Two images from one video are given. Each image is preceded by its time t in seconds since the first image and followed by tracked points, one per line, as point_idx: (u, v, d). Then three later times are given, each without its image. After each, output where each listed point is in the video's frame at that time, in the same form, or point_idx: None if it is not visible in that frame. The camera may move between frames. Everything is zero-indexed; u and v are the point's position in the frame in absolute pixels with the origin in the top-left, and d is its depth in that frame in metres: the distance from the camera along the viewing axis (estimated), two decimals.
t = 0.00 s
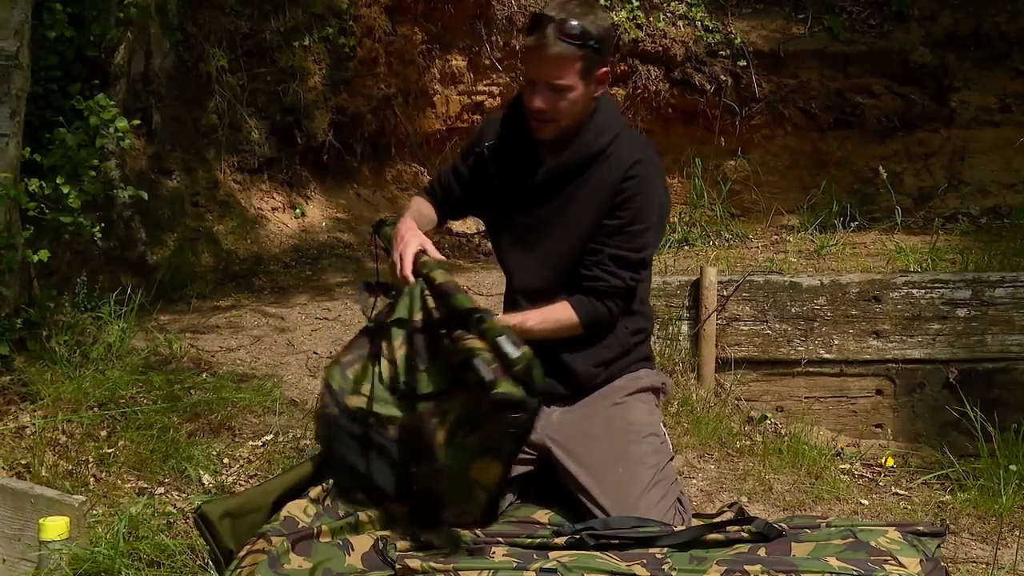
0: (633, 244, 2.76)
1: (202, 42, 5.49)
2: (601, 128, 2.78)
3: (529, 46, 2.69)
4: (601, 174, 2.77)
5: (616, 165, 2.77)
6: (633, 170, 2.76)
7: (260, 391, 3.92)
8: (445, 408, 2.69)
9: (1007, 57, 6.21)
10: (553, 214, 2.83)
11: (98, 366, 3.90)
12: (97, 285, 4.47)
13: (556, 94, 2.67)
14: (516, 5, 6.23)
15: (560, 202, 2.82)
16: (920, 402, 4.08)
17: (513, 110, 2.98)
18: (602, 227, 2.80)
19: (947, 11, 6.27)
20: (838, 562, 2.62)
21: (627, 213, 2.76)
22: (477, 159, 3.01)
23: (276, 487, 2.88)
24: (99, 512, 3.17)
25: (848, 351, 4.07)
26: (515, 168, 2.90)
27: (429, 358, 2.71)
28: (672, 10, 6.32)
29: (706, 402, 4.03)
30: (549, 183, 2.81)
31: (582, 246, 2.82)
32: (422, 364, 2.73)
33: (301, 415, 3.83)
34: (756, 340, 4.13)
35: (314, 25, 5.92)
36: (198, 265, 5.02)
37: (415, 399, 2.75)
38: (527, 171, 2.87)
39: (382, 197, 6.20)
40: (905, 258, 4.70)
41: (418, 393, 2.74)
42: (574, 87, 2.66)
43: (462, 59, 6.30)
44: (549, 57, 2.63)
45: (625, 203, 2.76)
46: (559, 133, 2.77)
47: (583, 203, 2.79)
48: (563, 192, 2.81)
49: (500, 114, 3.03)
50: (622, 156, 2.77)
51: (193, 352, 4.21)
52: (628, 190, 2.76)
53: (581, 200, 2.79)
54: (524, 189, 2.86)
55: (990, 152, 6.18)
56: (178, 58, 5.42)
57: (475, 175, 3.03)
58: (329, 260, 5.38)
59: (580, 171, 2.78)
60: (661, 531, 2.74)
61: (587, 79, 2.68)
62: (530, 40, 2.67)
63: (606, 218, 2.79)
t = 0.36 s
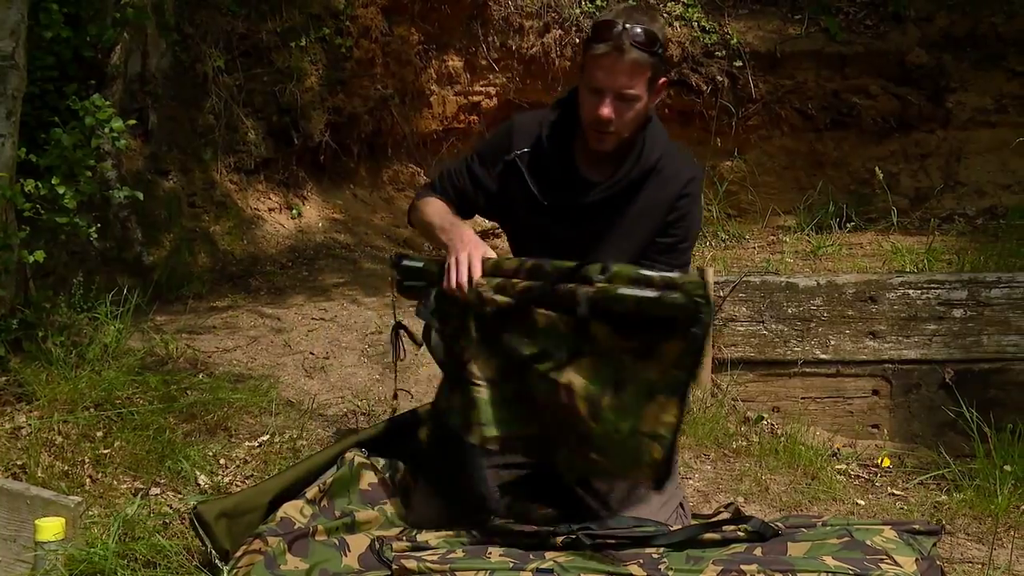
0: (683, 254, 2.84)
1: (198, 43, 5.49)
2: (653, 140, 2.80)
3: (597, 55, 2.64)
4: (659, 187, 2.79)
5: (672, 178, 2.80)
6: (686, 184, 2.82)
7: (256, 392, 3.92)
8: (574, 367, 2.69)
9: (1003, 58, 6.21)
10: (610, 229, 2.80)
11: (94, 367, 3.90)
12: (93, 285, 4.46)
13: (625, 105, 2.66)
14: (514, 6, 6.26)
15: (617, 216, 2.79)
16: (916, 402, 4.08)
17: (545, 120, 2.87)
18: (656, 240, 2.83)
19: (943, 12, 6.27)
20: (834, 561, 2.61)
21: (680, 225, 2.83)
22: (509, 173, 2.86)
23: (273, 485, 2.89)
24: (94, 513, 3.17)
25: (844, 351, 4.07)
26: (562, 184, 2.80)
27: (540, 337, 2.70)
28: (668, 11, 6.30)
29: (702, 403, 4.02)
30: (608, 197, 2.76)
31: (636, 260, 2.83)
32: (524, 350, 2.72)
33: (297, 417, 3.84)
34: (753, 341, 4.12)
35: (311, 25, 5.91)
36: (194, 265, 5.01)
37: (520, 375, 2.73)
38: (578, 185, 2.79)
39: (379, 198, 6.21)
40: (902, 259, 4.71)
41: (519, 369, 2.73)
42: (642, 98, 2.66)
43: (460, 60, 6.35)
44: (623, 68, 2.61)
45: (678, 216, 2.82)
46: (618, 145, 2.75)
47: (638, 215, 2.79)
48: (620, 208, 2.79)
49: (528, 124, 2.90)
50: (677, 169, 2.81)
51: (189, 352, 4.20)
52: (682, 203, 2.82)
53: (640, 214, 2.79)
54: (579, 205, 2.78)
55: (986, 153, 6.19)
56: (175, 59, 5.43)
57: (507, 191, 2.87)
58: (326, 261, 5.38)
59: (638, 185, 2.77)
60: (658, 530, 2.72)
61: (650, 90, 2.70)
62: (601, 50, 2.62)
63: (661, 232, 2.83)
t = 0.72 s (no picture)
0: (710, 239, 2.75)
1: (193, 44, 5.40)
2: (674, 122, 2.68)
3: (626, 37, 2.48)
4: (685, 171, 2.68)
5: (696, 160, 2.69)
6: (710, 164, 2.72)
7: (251, 394, 3.92)
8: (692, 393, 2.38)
9: (997, 60, 6.22)
10: (640, 217, 2.67)
11: (88, 368, 3.90)
12: (88, 286, 4.45)
13: (658, 88, 2.53)
14: (508, 6, 6.30)
15: (644, 205, 2.66)
16: (911, 403, 4.02)
17: (561, 109, 2.71)
18: (684, 224, 2.73)
19: (938, 13, 6.26)
20: (828, 561, 2.60)
21: (706, 210, 2.73)
22: (530, 168, 2.69)
23: (268, 486, 2.86)
24: (86, 514, 3.16)
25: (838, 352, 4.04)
26: (586, 175, 2.66)
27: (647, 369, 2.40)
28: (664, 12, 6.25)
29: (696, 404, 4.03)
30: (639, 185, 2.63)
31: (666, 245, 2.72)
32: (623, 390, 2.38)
33: (291, 418, 3.84)
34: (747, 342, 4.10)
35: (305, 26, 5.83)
36: (189, 267, 5.00)
37: (606, 423, 2.38)
38: (605, 175, 2.65)
39: (374, 199, 6.22)
40: (895, 260, 4.73)
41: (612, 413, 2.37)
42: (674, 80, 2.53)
43: (454, 61, 6.42)
44: (657, 51, 2.47)
45: (705, 199, 2.73)
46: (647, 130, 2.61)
47: (666, 203, 2.67)
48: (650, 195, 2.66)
49: (541, 114, 2.74)
50: (700, 150, 2.70)
51: (183, 354, 4.20)
52: (708, 186, 2.72)
53: (669, 200, 2.67)
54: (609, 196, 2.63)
55: (979, 155, 6.21)
56: (169, 61, 5.30)
57: (528, 187, 2.70)
58: (320, 262, 5.38)
59: (663, 172, 2.65)
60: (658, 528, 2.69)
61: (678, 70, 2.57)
62: (631, 32, 2.47)
63: (688, 215, 2.73)
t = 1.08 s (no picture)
0: (702, 230, 2.77)
1: (183, 44, 5.40)
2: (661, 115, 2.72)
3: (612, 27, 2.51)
4: (675, 161, 2.70)
5: (684, 150, 2.72)
6: (698, 155, 2.75)
7: (241, 395, 3.92)
8: (717, 381, 2.31)
9: (986, 62, 6.28)
10: (635, 206, 2.67)
11: (77, 369, 3.89)
12: (77, 286, 4.45)
13: (646, 77, 2.55)
14: (499, 7, 6.33)
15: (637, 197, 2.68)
16: (900, 403, 4.01)
17: (550, 106, 2.72)
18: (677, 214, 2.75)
19: (927, 15, 6.31)
20: (818, 562, 2.61)
21: (697, 201, 2.76)
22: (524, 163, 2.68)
23: (258, 487, 2.85)
24: (75, 515, 3.15)
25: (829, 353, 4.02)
26: (578, 169, 2.67)
27: (667, 359, 2.35)
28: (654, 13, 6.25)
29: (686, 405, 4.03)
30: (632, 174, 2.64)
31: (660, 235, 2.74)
32: (654, 379, 2.35)
33: (281, 419, 3.84)
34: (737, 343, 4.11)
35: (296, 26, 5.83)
36: (179, 267, 4.99)
37: (640, 409, 2.36)
38: (598, 166, 2.65)
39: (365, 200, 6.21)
40: (886, 261, 4.74)
41: (644, 398, 2.35)
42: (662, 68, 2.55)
43: (445, 61, 6.43)
44: (644, 39, 2.50)
45: (695, 190, 2.75)
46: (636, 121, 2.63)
47: (658, 195, 2.69)
48: (644, 185, 2.67)
49: (530, 113, 2.75)
50: (688, 141, 2.73)
51: (173, 355, 4.19)
52: (697, 176, 2.75)
53: (662, 189, 2.69)
54: (605, 186, 2.64)
55: (968, 156, 6.20)
56: (159, 61, 5.33)
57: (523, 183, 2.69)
58: (311, 263, 5.38)
59: (653, 163, 2.67)
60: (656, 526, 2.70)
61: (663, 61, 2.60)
62: (618, 21, 2.49)
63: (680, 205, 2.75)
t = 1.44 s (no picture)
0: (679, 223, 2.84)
1: (172, 46, 5.41)
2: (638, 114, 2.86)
3: (599, 18, 2.74)
4: (652, 154, 2.82)
5: (661, 146, 2.85)
6: (675, 152, 2.87)
7: (230, 397, 3.91)
8: (710, 330, 2.47)
9: (974, 64, 6.28)
10: (614, 195, 2.77)
11: (65, 371, 3.88)
12: (66, 288, 4.43)
13: (626, 68, 2.75)
14: (488, 10, 6.31)
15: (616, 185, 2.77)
16: (889, 405, 4.03)
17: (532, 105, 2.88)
18: (654, 208, 2.83)
19: (914, 18, 6.35)
20: (807, 564, 2.60)
21: (674, 194, 2.85)
22: (506, 156, 2.80)
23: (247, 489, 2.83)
24: (63, 518, 3.13)
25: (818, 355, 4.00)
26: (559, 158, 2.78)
27: (662, 311, 2.52)
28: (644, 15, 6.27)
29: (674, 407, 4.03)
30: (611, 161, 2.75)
31: (638, 228, 2.81)
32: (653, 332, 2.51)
33: (270, 421, 3.84)
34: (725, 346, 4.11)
35: (285, 29, 5.83)
36: (168, 270, 4.98)
37: (643, 364, 2.52)
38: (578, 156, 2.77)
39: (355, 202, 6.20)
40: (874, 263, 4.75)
41: (644, 352, 2.52)
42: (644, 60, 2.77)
43: (434, 63, 6.41)
44: (627, 30, 2.73)
45: (672, 184, 2.85)
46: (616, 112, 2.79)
47: (637, 184, 2.79)
48: (622, 174, 2.77)
49: (513, 115, 2.90)
50: (664, 139, 2.86)
51: (162, 357, 4.18)
52: (674, 172, 2.85)
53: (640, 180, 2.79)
54: (585, 173, 2.74)
55: (956, 158, 6.17)
56: (147, 63, 5.36)
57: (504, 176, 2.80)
58: (301, 265, 5.37)
59: (631, 153, 2.79)
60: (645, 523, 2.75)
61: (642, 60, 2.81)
62: (608, 12, 2.73)
63: (658, 199, 2.84)
